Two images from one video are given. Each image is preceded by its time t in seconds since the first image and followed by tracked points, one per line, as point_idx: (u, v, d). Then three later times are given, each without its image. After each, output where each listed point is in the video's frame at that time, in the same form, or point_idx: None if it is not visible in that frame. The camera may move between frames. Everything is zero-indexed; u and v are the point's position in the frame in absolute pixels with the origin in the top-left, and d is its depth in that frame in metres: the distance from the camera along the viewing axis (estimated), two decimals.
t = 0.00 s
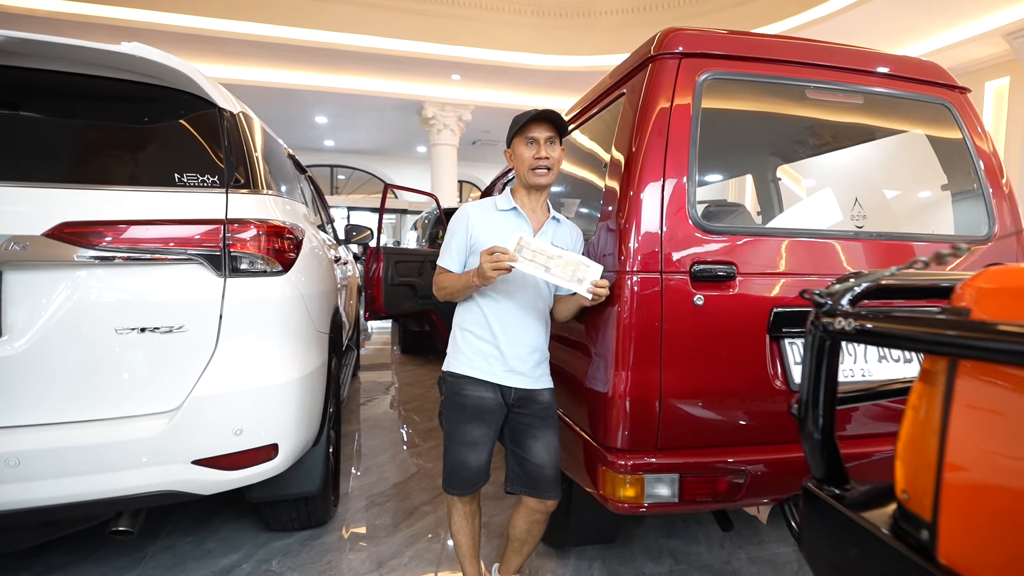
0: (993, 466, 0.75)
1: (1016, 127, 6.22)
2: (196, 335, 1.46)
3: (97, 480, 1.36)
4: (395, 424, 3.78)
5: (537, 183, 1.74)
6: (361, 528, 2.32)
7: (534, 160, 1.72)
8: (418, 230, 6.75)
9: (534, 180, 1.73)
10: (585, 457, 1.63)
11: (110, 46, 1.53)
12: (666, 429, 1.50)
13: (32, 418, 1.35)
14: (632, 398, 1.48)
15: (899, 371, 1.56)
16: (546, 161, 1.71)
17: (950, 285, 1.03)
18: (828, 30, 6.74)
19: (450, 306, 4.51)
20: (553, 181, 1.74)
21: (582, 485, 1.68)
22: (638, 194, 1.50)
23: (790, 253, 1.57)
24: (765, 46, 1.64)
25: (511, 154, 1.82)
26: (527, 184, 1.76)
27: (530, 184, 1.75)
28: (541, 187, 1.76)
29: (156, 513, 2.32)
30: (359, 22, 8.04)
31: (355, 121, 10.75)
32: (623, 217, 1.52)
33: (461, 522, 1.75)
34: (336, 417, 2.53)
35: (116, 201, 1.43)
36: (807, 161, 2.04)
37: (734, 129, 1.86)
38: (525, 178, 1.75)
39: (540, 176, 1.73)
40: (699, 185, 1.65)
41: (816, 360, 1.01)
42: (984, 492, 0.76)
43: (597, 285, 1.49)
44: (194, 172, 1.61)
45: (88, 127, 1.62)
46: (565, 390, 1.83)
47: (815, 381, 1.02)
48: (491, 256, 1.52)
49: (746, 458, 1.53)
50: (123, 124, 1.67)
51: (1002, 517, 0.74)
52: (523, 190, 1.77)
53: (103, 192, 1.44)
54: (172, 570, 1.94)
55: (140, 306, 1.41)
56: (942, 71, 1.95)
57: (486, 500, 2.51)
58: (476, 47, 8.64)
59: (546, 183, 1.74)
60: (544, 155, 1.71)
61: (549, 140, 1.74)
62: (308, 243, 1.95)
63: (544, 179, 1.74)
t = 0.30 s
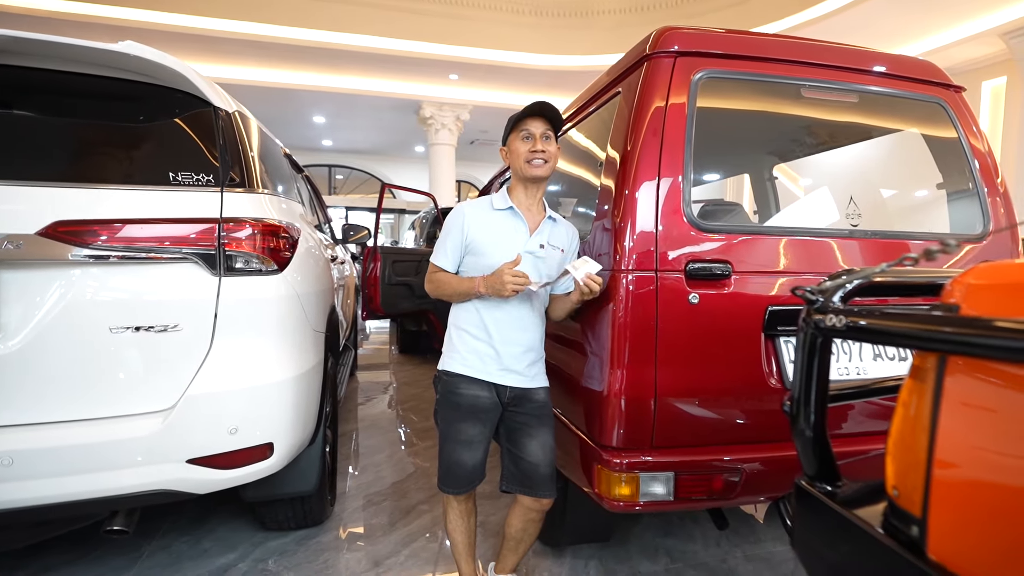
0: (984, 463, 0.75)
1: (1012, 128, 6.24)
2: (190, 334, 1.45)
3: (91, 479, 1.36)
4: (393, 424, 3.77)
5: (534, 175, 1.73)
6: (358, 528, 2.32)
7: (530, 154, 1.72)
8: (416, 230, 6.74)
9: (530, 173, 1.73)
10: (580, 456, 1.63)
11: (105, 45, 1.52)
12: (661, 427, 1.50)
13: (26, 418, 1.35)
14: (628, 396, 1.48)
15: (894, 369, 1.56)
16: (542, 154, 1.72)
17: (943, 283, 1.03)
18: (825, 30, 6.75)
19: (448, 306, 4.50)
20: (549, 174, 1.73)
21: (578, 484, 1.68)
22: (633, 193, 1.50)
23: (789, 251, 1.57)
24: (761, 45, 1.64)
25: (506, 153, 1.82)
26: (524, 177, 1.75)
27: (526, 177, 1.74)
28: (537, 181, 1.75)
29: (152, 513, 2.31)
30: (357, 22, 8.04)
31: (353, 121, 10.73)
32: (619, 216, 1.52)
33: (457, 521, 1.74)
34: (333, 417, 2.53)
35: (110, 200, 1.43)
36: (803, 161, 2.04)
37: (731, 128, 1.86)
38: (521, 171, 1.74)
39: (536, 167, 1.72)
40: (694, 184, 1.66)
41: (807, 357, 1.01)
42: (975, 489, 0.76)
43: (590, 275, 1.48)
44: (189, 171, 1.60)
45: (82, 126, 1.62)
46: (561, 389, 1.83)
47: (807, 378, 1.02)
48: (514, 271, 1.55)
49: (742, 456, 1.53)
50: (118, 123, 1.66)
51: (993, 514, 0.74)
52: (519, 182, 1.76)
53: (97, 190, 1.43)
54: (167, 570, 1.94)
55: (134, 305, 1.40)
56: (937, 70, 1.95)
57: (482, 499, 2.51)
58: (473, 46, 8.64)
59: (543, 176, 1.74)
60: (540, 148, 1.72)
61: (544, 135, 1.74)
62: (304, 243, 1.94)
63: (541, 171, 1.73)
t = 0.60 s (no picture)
0: (979, 461, 0.75)
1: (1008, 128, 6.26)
2: (186, 334, 1.45)
3: (86, 479, 1.35)
4: (390, 423, 3.77)
5: (531, 176, 1.73)
6: (355, 528, 2.32)
7: (527, 155, 1.72)
8: (414, 230, 6.73)
9: (528, 173, 1.73)
10: (577, 455, 1.63)
11: (99, 43, 1.51)
12: (657, 426, 1.50)
13: (20, 418, 1.34)
14: (624, 395, 1.48)
15: (890, 368, 1.57)
16: (539, 155, 1.72)
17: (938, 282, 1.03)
18: (822, 30, 6.76)
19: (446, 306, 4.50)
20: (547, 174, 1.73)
21: (575, 483, 1.68)
22: (629, 193, 1.50)
23: (788, 250, 1.58)
24: (757, 45, 1.64)
25: (502, 151, 1.82)
26: (520, 177, 1.74)
27: (524, 177, 1.74)
28: (534, 181, 1.75)
29: (149, 513, 2.31)
30: (355, 21, 8.03)
31: (351, 120, 10.71)
32: (615, 215, 1.52)
33: (454, 521, 1.74)
34: (330, 416, 2.52)
35: (105, 199, 1.43)
36: (800, 160, 2.02)
37: (727, 128, 1.86)
38: (518, 172, 1.74)
39: (533, 168, 1.72)
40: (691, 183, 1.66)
41: (802, 356, 1.01)
42: (970, 487, 0.76)
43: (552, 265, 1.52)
44: (184, 170, 1.60)
45: (77, 125, 1.61)
46: (558, 388, 1.83)
47: (801, 377, 1.02)
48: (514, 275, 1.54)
49: (738, 455, 1.53)
50: (114, 121, 1.66)
51: (988, 513, 0.74)
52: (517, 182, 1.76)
53: (92, 189, 1.43)
54: (164, 570, 1.93)
55: (130, 304, 1.40)
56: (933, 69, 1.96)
57: (479, 499, 2.51)
58: (472, 46, 8.63)
59: (540, 176, 1.74)
60: (537, 149, 1.72)
61: (541, 135, 1.74)
62: (300, 242, 1.94)
63: (537, 171, 1.72)
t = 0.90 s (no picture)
0: (974, 460, 0.75)
1: (1006, 128, 6.27)
2: (184, 333, 1.45)
3: (84, 479, 1.35)
4: (389, 423, 3.77)
5: (529, 182, 1.74)
6: (354, 527, 2.31)
7: (525, 159, 1.72)
8: (413, 229, 6.72)
9: (527, 179, 1.74)
10: (575, 454, 1.63)
11: (97, 43, 1.51)
12: (655, 426, 1.51)
13: (18, 417, 1.34)
14: (622, 395, 1.48)
15: (887, 367, 1.57)
16: (538, 160, 1.72)
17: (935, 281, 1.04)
18: (821, 30, 6.77)
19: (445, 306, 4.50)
20: (545, 179, 1.74)
21: (573, 483, 1.69)
22: (627, 192, 1.50)
23: (786, 249, 1.58)
24: (755, 45, 1.65)
25: (501, 151, 1.82)
26: (519, 181, 1.75)
27: (523, 183, 1.75)
28: (532, 186, 1.76)
29: (148, 513, 2.31)
30: (353, 21, 8.02)
31: (350, 120, 10.70)
32: (613, 215, 1.52)
33: (452, 520, 1.74)
34: (328, 416, 2.52)
35: (104, 198, 1.43)
36: (798, 160, 2.03)
37: (725, 128, 1.86)
38: (516, 176, 1.74)
39: (532, 173, 1.73)
40: (689, 183, 1.66)
41: (798, 355, 1.01)
42: (965, 486, 0.77)
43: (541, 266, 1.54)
44: (182, 169, 1.60)
45: (75, 124, 1.61)
46: (556, 387, 1.84)
47: (798, 376, 1.03)
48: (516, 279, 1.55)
49: (736, 455, 1.54)
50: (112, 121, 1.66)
51: (983, 512, 0.74)
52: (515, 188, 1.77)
53: (90, 189, 1.43)
54: (162, 570, 1.93)
55: (127, 304, 1.40)
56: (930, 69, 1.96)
57: (478, 498, 2.51)
58: (470, 46, 8.64)
59: (538, 181, 1.74)
60: (536, 154, 1.72)
61: (540, 139, 1.74)
62: (299, 242, 1.94)
63: (536, 176, 1.73)
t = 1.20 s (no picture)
0: (965, 456, 0.76)
1: (998, 129, 6.32)
2: (179, 332, 1.45)
3: (78, 479, 1.35)
4: (385, 423, 3.76)
5: (523, 182, 1.74)
6: (349, 528, 2.31)
7: (519, 160, 1.73)
8: (408, 229, 6.71)
9: (521, 180, 1.73)
10: (570, 453, 1.64)
11: (90, 41, 1.50)
12: (650, 424, 1.52)
13: (10, 417, 1.33)
14: (617, 394, 1.49)
15: (879, 365, 1.59)
16: (532, 161, 1.73)
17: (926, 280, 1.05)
18: (815, 31, 6.80)
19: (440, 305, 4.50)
20: (539, 180, 1.75)
21: (568, 481, 1.69)
22: (622, 191, 1.51)
23: (783, 248, 1.59)
24: (749, 45, 1.66)
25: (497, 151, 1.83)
26: (513, 182, 1.76)
27: (517, 183, 1.75)
28: (527, 187, 1.76)
29: (142, 513, 2.30)
30: (348, 20, 8.01)
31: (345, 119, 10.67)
32: (608, 215, 1.53)
33: (447, 519, 1.75)
34: (324, 416, 2.51)
35: (97, 197, 1.42)
36: (792, 160, 2.02)
37: (720, 128, 1.87)
38: (511, 177, 1.75)
39: (526, 174, 1.73)
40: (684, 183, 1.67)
41: (790, 352, 1.02)
42: (955, 482, 0.78)
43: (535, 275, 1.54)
44: (177, 168, 1.60)
45: (69, 122, 1.62)
46: (551, 386, 1.84)
47: (790, 374, 1.03)
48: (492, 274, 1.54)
49: (731, 452, 1.54)
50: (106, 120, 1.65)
51: (973, 507, 0.75)
52: (510, 189, 1.78)
53: (83, 187, 1.42)
54: (156, 570, 1.93)
55: (121, 303, 1.39)
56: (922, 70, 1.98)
57: (473, 497, 2.51)
58: (466, 46, 8.63)
59: (533, 183, 1.75)
60: (530, 155, 1.73)
61: (535, 140, 1.75)
62: (294, 241, 1.94)
63: (530, 177, 1.74)
